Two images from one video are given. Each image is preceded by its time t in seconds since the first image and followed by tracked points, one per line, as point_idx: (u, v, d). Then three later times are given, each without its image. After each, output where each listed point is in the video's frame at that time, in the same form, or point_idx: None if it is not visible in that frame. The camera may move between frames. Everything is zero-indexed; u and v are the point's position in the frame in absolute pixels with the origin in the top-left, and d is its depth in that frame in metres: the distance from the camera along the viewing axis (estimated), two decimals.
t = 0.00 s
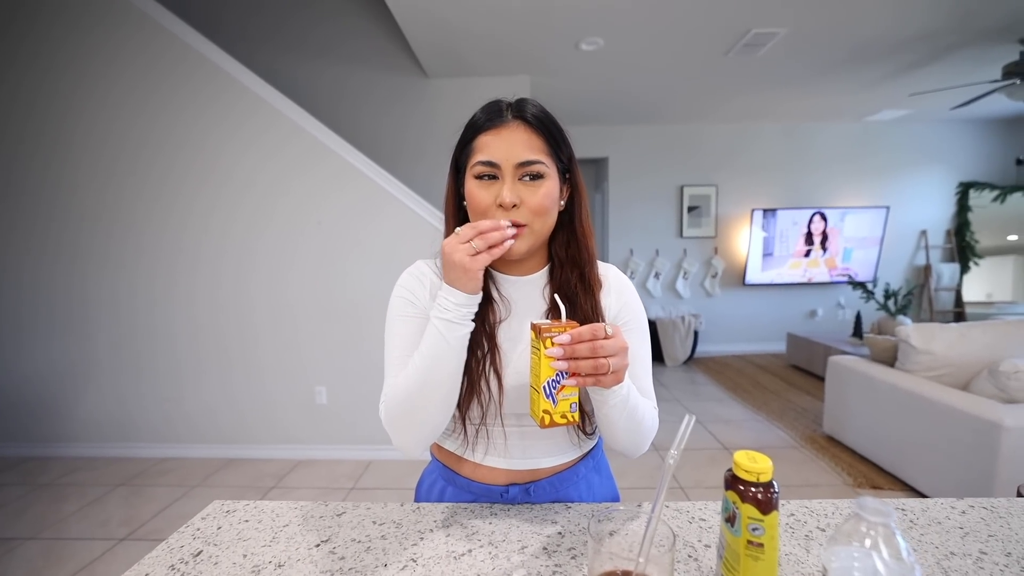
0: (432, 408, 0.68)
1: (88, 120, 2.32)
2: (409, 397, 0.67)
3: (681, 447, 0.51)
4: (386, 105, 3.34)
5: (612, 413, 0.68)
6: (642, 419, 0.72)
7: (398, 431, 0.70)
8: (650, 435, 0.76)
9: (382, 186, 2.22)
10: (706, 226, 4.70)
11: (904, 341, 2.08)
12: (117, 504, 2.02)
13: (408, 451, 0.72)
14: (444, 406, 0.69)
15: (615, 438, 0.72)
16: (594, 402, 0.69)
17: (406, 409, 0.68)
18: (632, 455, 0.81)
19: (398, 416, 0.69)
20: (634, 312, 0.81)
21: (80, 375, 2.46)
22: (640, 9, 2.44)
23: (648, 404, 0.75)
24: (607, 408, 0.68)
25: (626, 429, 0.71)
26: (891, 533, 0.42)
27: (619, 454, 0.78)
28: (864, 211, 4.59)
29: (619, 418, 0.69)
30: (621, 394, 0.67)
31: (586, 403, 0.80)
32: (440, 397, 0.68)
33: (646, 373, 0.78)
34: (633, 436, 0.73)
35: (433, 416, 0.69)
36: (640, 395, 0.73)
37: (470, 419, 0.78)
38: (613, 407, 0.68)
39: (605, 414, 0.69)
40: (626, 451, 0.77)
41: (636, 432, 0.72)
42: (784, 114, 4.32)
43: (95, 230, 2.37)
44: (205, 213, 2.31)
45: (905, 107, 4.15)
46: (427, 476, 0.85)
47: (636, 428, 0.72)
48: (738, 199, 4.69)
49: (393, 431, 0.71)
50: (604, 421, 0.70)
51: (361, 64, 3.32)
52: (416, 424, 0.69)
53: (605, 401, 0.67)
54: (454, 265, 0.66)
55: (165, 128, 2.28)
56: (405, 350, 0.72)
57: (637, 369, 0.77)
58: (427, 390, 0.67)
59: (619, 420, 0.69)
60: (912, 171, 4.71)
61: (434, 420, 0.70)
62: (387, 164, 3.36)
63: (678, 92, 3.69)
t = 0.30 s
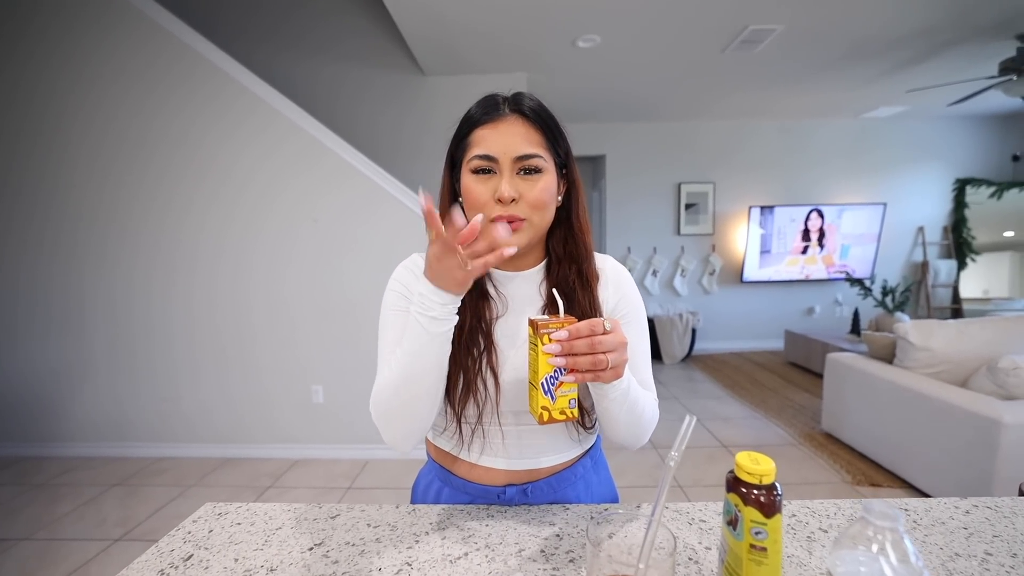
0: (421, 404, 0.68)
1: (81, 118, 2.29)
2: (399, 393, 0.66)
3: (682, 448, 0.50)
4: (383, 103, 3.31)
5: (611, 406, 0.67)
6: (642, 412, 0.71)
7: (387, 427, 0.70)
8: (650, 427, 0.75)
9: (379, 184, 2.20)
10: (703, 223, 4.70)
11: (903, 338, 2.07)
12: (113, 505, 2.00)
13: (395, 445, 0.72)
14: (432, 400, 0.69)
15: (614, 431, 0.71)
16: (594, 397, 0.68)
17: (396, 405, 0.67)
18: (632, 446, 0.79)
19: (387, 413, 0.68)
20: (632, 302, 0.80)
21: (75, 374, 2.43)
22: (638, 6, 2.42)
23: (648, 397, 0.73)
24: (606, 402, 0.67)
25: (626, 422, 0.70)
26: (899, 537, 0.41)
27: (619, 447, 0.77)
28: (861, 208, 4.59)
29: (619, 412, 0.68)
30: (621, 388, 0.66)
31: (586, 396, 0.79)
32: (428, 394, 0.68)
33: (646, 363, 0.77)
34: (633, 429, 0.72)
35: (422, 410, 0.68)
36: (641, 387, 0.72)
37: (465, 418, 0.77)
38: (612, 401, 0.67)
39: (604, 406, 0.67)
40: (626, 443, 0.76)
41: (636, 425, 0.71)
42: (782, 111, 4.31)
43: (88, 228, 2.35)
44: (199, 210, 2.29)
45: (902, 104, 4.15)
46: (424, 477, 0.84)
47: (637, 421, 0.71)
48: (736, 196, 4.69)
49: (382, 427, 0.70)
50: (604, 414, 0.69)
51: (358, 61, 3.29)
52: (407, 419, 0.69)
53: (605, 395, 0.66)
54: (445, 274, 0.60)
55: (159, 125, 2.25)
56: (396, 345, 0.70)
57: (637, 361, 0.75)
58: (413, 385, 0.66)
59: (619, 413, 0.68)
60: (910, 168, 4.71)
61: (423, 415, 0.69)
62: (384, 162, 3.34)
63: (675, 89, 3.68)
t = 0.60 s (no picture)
0: (418, 407, 0.68)
1: (79, 117, 2.28)
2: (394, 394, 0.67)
3: (680, 445, 0.50)
4: (381, 103, 3.31)
5: (611, 405, 0.67)
6: (642, 408, 0.71)
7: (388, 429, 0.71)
8: (651, 423, 0.76)
9: (377, 183, 2.20)
10: (702, 223, 4.70)
11: (901, 337, 2.08)
12: (112, 505, 2.00)
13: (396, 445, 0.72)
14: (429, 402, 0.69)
15: (614, 430, 0.72)
16: (593, 395, 0.68)
17: (394, 407, 0.68)
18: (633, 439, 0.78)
19: (386, 414, 0.69)
20: (634, 298, 0.80)
21: (73, 374, 2.43)
22: (637, 5, 2.42)
23: (649, 393, 0.73)
24: (606, 401, 0.67)
25: (625, 420, 0.70)
26: (894, 533, 0.41)
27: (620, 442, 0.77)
28: (859, 207, 4.60)
29: (618, 411, 0.68)
30: (620, 388, 0.66)
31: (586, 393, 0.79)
32: (424, 398, 0.67)
33: (646, 358, 0.77)
34: (633, 426, 0.72)
35: (420, 412, 0.68)
36: (641, 384, 0.72)
37: (465, 423, 0.77)
38: (612, 400, 0.67)
39: (604, 404, 0.68)
40: (626, 438, 0.75)
41: (636, 423, 0.72)
42: (780, 110, 4.32)
43: (86, 228, 2.34)
44: (198, 210, 2.29)
45: (900, 103, 4.15)
46: (427, 472, 0.84)
47: (637, 418, 0.71)
48: (734, 196, 4.69)
49: (384, 429, 0.71)
50: (605, 413, 0.69)
51: (356, 61, 3.29)
52: (405, 422, 0.69)
53: (604, 395, 0.67)
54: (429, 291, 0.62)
55: (157, 125, 2.25)
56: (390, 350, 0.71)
57: (638, 356, 0.76)
58: (408, 392, 0.66)
59: (619, 411, 0.68)
60: (908, 167, 4.72)
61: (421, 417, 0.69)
62: (382, 161, 3.34)
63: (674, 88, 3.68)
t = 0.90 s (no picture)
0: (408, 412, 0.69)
1: (78, 116, 2.28)
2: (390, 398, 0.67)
3: (676, 445, 0.51)
4: (381, 102, 3.31)
5: (614, 409, 0.68)
6: (647, 412, 0.71)
7: (377, 434, 0.71)
8: (655, 427, 0.76)
9: (377, 182, 2.20)
10: (701, 222, 4.71)
11: (899, 337, 2.09)
12: (111, 503, 2.00)
13: (387, 452, 0.74)
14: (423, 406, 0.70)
15: (620, 433, 0.72)
16: (598, 399, 0.69)
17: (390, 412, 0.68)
18: (638, 446, 0.79)
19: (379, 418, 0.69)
20: (635, 301, 0.80)
21: (73, 373, 2.43)
22: (636, 5, 2.43)
23: (654, 397, 0.74)
24: (610, 405, 0.68)
25: (632, 424, 0.71)
26: (887, 532, 0.42)
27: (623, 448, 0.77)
28: (858, 207, 4.61)
29: (623, 414, 0.69)
30: (626, 392, 0.67)
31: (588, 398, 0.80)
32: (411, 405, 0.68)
33: (648, 363, 0.78)
34: (637, 430, 0.72)
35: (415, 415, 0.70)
36: (644, 387, 0.73)
37: (463, 427, 0.77)
38: (616, 403, 0.68)
39: (608, 408, 0.69)
40: (631, 443, 0.76)
41: (641, 426, 0.72)
42: (779, 110, 4.32)
43: (86, 227, 2.34)
44: (198, 209, 2.29)
45: (899, 103, 4.16)
46: (425, 474, 0.84)
47: (642, 422, 0.71)
48: (733, 196, 4.70)
49: (373, 432, 0.71)
50: (608, 416, 0.70)
51: (356, 61, 3.29)
52: (399, 426, 0.70)
53: (608, 399, 0.67)
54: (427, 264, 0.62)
55: (156, 124, 2.25)
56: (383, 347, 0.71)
57: (640, 359, 0.76)
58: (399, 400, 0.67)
59: (624, 416, 0.69)
60: (907, 167, 4.72)
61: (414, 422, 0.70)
62: (382, 161, 3.34)
63: (673, 88, 3.68)
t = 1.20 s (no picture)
0: (414, 413, 0.69)
1: (79, 118, 2.29)
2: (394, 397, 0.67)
3: (674, 444, 0.51)
4: (381, 103, 3.32)
5: (619, 408, 0.69)
6: (650, 410, 0.72)
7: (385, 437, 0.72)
8: (658, 423, 0.76)
9: (377, 183, 2.21)
10: (701, 223, 4.71)
11: (899, 337, 2.09)
12: (111, 504, 2.00)
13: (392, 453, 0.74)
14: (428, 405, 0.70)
15: (623, 431, 0.73)
16: (603, 396, 0.69)
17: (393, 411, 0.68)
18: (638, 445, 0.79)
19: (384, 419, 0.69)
20: (628, 299, 0.82)
21: (73, 374, 2.44)
22: (635, 6, 2.43)
23: (655, 392, 0.75)
24: (613, 403, 0.68)
25: (636, 420, 0.71)
26: (882, 530, 0.42)
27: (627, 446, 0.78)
28: (857, 207, 4.61)
29: (628, 411, 0.69)
30: (629, 389, 0.68)
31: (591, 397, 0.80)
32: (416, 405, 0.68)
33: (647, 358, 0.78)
34: (641, 428, 0.73)
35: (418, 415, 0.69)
36: (646, 384, 0.73)
37: (460, 426, 0.78)
38: (620, 400, 0.68)
39: (611, 406, 0.69)
40: (632, 442, 0.76)
41: (645, 421, 0.72)
42: (778, 110, 4.33)
43: (86, 229, 2.35)
44: (198, 211, 2.29)
45: (898, 103, 4.16)
46: (424, 474, 0.85)
47: (645, 418, 0.72)
48: (733, 196, 4.70)
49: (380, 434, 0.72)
50: (611, 414, 0.71)
51: (356, 62, 3.29)
52: (404, 427, 0.70)
53: (611, 396, 0.68)
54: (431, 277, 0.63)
55: (156, 125, 2.26)
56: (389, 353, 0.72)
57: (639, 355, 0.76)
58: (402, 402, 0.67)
59: (628, 413, 0.69)
60: (906, 167, 4.73)
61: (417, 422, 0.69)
62: (382, 162, 3.35)
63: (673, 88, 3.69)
